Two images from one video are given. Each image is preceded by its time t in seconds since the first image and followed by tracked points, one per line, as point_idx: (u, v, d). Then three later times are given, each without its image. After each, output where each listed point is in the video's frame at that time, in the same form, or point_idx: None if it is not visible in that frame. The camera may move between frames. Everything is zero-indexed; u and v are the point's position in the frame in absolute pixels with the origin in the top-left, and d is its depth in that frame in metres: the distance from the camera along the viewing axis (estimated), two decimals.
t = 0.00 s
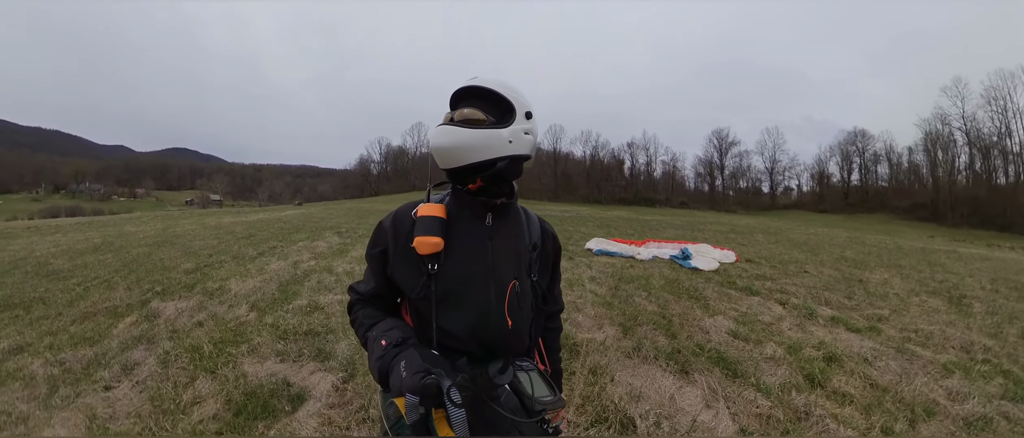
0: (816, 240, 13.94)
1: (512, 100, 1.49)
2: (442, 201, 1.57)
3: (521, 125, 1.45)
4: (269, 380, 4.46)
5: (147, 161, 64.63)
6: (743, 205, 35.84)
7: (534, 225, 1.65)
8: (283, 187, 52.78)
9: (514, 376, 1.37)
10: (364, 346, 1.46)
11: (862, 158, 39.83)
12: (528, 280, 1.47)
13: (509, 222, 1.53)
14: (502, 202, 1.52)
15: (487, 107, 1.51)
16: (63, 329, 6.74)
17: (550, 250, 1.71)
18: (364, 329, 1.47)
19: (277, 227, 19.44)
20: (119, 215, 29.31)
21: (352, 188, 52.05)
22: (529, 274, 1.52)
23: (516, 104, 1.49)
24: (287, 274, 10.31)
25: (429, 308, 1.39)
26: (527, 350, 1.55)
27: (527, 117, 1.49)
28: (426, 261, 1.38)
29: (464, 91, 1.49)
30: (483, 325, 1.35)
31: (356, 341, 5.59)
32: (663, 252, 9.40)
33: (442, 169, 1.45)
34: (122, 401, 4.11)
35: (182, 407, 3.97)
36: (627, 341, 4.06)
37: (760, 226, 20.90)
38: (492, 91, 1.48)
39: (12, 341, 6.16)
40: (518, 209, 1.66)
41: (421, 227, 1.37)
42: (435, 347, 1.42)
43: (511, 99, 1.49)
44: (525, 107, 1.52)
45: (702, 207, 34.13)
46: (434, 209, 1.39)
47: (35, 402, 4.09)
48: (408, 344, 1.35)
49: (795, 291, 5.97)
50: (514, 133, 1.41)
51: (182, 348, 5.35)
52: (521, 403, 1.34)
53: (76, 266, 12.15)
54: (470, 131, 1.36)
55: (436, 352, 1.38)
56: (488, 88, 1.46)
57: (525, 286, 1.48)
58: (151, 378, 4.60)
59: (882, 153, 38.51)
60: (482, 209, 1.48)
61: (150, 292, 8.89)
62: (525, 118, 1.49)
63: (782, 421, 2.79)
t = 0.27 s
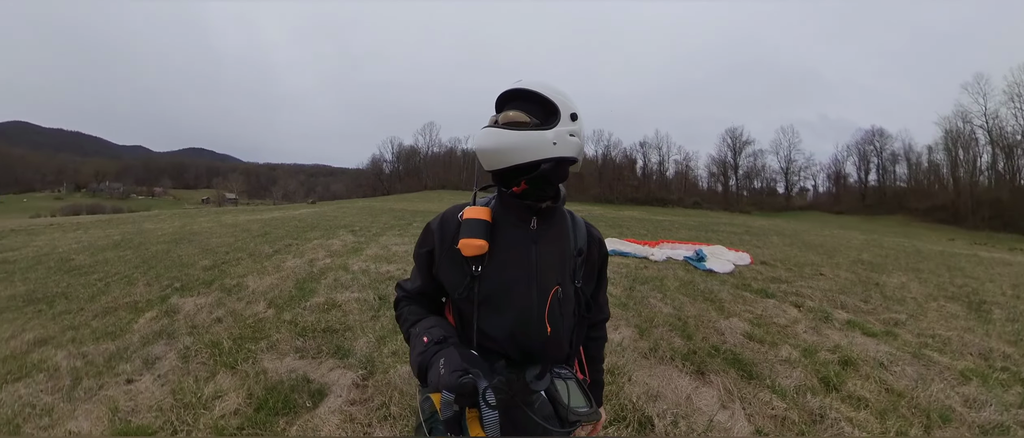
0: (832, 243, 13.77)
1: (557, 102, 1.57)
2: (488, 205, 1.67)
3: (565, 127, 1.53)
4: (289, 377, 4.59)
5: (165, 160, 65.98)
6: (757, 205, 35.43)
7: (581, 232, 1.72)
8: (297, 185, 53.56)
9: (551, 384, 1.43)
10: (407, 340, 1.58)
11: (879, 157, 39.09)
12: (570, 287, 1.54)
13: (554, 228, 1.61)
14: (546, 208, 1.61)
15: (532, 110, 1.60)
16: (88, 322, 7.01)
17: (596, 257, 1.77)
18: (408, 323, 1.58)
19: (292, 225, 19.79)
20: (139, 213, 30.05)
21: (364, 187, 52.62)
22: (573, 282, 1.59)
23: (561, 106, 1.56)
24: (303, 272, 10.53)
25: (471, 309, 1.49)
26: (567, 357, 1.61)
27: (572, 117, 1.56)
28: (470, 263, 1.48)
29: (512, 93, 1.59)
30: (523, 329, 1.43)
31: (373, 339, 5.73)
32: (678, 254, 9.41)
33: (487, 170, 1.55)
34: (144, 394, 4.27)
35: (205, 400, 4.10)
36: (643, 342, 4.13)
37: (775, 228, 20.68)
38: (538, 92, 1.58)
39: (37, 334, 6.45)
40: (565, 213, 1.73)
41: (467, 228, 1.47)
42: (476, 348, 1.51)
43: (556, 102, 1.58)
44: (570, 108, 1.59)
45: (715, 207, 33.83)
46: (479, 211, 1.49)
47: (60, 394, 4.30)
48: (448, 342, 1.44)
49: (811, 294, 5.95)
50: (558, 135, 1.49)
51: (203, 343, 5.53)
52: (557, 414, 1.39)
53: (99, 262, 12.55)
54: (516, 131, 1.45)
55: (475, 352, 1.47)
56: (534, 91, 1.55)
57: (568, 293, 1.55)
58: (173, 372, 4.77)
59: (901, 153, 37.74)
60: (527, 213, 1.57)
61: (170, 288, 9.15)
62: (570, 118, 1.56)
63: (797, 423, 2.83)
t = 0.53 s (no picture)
0: (849, 245, 13.57)
1: (587, 100, 1.59)
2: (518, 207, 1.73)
3: (595, 125, 1.55)
4: (304, 373, 4.68)
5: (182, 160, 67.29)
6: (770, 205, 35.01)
7: (614, 234, 1.74)
8: (309, 185, 54.21)
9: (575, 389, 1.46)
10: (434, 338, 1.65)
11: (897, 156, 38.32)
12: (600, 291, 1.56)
13: (585, 230, 1.63)
14: (577, 210, 1.64)
15: (562, 108, 1.63)
16: (109, 317, 7.21)
17: (630, 261, 1.79)
18: (436, 320, 1.65)
19: (305, 224, 20.04)
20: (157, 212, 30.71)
21: (376, 186, 53.05)
22: (604, 286, 1.61)
23: (592, 103, 1.59)
24: (317, 269, 10.69)
25: (498, 309, 1.54)
26: (593, 363, 1.63)
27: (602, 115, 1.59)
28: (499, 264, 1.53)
29: (543, 91, 1.62)
30: (549, 332, 1.47)
31: (387, 337, 5.81)
32: (691, 255, 9.36)
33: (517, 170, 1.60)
34: (161, 388, 4.39)
35: (222, 395, 4.20)
36: (658, 343, 4.14)
37: (789, 229, 20.42)
38: (568, 91, 1.61)
39: (59, 329, 6.67)
40: (598, 215, 1.75)
41: (496, 228, 1.53)
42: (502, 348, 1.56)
43: (586, 99, 1.60)
44: (600, 105, 1.61)
45: (728, 207, 33.49)
46: (508, 213, 1.55)
47: (79, 387, 4.46)
48: (471, 344, 1.48)
49: (827, 297, 5.89)
50: (588, 132, 1.51)
51: (220, 339, 5.66)
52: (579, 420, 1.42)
53: (119, 259, 12.88)
54: (545, 130, 1.48)
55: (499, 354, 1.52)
56: (564, 88, 1.58)
57: (598, 297, 1.58)
58: (190, 367, 4.90)
59: (919, 152, 36.95)
60: (557, 214, 1.61)
61: (187, 284, 9.36)
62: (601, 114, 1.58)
63: (812, 427, 2.83)
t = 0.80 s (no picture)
0: (866, 245, 13.31)
1: (594, 100, 1.62)
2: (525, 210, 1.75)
3: (601, 126, 1.54)
4: (317, 370, 4.75)
5: (199, 161, 68.67)
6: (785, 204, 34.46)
7: (624, 238, 1.74)
8: (323, 185, 54.89)
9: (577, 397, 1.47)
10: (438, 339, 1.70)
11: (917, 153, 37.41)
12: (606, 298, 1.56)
13: (592, 235, 1.64)
14: (584, 214, 1.64)
15: (568, 109, 1.64)
16: (129, 314, 7.41)
17: (641, 266, 1.77)
18: (440, 322, 1.70)
19: (318, 223, 20.30)
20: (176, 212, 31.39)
21: (388, 186, 53.50)
22: (612, 293, 1.61)
23: (597, 104, 1.60)
24: (330, 268, 10.84)
25: (501, 314, 1.57)
26: (597, 371, 1.64)
27: (610, 115, 1.61)
28: (502, 268, 1.56)
29: (549, 92, 1.66)
30: (552, 339, 1.48)
31: (399, 335, 5.87)
32: (704, 255, 9.28)
33: (521, 171, 1.62)
34: (178, 383, 4.50)
35: (236, 390, 4.28)
36: (669, 345, 4.13)
37: (805, 229, 20.10)
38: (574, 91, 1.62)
39: (80, 324, 6.87)
40: (609, 219, 1.75)
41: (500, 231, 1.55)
42: (504, 353, 1.59)
43: (593, 100, 1.61)
44: (607, 105, 1.62)
45: (741, 206, 33.05)
46: (513, 216, 1.58)
47: (100, 380, 4.61)
48: (471, 349, 1.52)
49: (843, 300, 5.79)
50: (594, 133, 1.51)
51: (235, 336, 5.78)
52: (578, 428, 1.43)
53: (138, 257, 13.20)
54: (550, 130, 1.50)
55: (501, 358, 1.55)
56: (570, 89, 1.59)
57: (604, 305, 1.58)
58: (206, 362, 5.01)
59: (940, 149, 36.04)
60: (563, 219, 1.62)
61: (204, 282, 9.56)
62: (609, 114, 1.60)
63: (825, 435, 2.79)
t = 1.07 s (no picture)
0: (884, 249, 13.07)
1: (633, 104, 1.65)
2: (546, 209, 1.78)
3: (637, 130, 1.59)
4: (331, 366, 4.84)
5: (216, 161, 69.96)
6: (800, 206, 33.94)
7: (645, 244, 1.74)
8: (335, 183, 55.56)
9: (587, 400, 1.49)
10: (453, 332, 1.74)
11: (937, 154, 36.57)
12: (622, 302, 1.57)
13: (611, 237, 1.65)
14: (604, 215, 1.66)
15: (608, 109, 1.69)
16: (148, 308, 7.63)
17: (660, 273, 1.77)
18: (456, 315, 1.74)
19: (331, 222, 20.57)
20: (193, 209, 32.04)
21: (400, 186, 53.95)
22: (630, 297, 1.62)
23: (636, 109, 1.63)
24: (343, 266, 10.98)
25: (516, 312, 1.59)
26: (609, 376, 1.65)
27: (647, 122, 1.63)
28: (520, 265, 1.59)
29: (592, 90, 1.70)
30: (565, 339, 1.50)
31: (411, 333, 5.94)
32: (717, 257, 9.20)
33: (552, 161, 1.66)
34: (194, 376, 4.64)
35: (250, 385, 4.39)
36: (681, 347, 4.13)
37: (820, 231, 19.79)
38: (617, 94, 1.67)
39: (100, 317, 7.09)
40: (630, 223, 1.75)
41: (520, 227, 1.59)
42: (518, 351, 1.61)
43: (634, 104, 1.65)
44: (645, 113, 1.65)
45: (755, 208, 32.63)
46: (534, 213, 1.62)
47: (118, 372, 4.78)
48: (483, 345, 1.56)
49: (859, 305, 5.70)
50: (628, 134, 1.56)
51: (250, 331, 5.91)
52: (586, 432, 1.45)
53: (156, 253, 13.55)
54: (588, 123, 1.54)
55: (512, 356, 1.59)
56: (613, 90, 1.64)
57: (620, 309, 1.58)
58: (221, 356, 5.15)
59: (962, 150, 35.16)
60: (583, 219, 1.64)
61: (219, 278, 9.78)
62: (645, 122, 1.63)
63: None
